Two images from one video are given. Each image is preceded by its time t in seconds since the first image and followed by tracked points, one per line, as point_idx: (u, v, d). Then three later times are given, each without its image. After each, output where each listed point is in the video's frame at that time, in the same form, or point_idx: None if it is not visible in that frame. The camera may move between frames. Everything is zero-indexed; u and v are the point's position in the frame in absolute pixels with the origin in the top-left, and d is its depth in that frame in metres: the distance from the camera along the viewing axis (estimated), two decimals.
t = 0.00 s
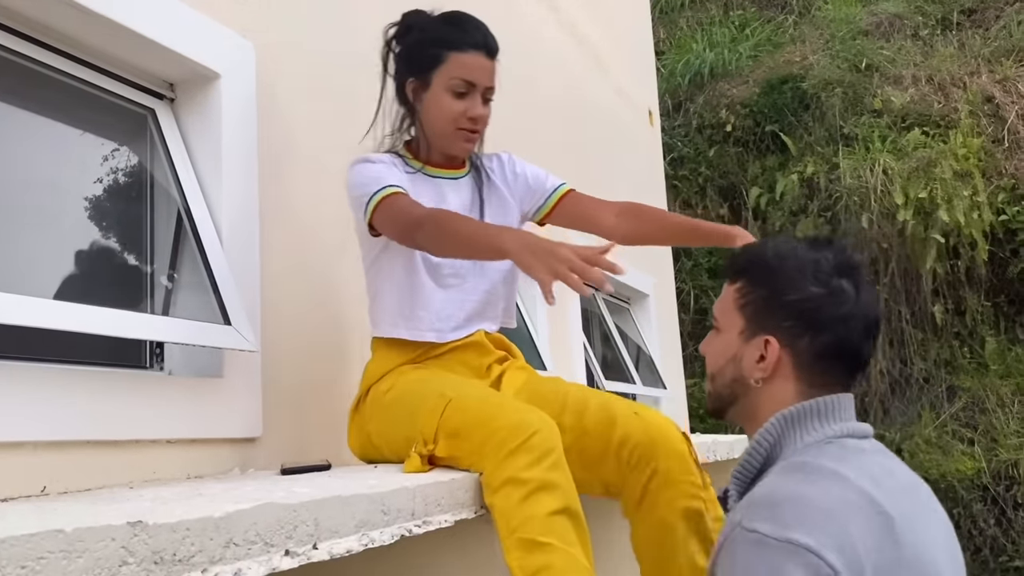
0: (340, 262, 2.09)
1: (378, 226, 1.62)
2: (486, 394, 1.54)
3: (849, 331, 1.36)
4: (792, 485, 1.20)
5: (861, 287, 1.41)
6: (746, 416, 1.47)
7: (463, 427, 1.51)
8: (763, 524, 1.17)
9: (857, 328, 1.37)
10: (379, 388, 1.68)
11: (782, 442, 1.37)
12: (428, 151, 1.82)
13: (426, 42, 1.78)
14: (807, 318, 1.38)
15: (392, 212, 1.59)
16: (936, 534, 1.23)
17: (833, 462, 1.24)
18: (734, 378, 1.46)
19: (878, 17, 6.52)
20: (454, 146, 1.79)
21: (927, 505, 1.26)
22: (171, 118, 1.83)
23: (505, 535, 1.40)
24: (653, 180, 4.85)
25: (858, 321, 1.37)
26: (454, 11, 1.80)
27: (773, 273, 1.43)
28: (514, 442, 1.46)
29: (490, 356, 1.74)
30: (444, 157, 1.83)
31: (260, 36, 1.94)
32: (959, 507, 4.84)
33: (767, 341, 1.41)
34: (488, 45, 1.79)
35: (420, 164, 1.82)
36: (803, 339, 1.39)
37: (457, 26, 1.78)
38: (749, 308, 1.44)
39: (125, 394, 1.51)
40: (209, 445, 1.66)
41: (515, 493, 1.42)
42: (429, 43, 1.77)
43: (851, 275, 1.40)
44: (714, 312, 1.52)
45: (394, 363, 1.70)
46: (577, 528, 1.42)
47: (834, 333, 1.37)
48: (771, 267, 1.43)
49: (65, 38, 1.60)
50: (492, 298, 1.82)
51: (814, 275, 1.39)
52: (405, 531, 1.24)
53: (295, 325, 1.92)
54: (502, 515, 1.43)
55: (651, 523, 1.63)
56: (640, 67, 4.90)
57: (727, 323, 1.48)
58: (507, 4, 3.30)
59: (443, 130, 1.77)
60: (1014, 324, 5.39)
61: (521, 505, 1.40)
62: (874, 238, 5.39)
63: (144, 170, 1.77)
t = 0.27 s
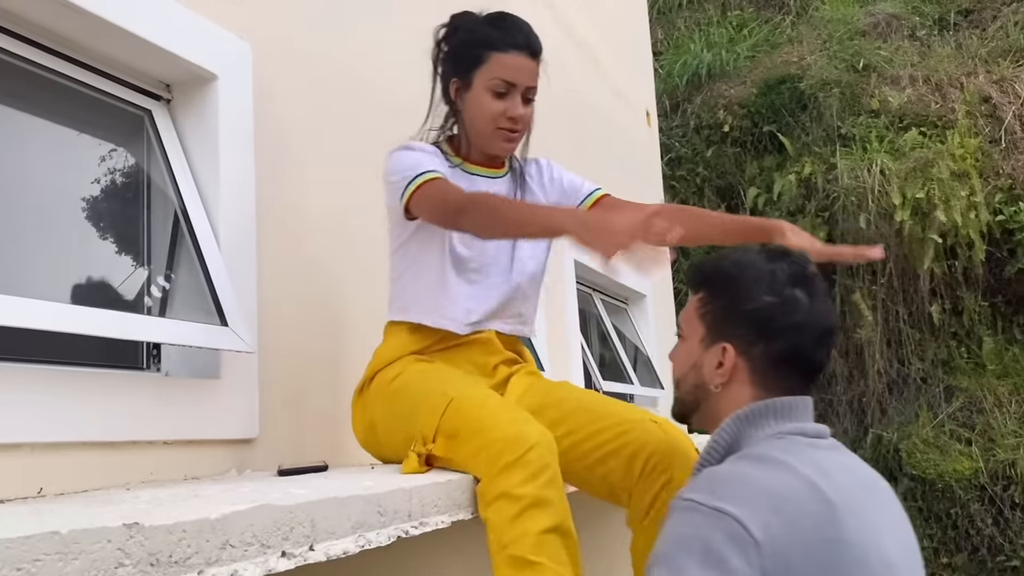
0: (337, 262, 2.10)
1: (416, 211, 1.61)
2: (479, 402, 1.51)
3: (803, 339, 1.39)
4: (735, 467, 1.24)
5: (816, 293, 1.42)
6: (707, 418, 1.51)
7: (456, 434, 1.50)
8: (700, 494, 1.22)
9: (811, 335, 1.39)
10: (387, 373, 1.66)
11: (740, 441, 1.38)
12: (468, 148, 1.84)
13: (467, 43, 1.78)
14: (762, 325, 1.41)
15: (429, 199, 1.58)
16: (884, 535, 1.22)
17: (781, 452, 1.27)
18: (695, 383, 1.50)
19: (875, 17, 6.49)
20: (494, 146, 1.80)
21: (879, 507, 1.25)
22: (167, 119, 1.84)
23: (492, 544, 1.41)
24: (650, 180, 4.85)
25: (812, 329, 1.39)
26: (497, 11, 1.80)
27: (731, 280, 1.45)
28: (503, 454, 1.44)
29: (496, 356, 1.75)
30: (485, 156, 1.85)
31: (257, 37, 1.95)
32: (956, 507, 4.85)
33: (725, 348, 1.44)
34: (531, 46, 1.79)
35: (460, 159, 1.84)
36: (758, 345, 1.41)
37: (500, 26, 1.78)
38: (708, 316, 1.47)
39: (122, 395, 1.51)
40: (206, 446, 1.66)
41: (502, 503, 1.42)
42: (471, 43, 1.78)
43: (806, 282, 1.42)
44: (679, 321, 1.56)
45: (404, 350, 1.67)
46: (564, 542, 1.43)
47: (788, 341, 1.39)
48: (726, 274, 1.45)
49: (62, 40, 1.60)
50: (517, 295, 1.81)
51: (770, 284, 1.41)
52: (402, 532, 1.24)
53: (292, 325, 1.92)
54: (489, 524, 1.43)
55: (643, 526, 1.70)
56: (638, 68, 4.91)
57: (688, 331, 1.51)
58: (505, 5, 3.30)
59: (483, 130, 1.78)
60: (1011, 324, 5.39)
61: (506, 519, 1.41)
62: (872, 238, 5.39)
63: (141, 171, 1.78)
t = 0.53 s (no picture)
0: (334, 260, 2.10)
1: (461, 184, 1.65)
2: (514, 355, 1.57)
3: (733, 332, 1.41)
4: (661, 455, 1.29)
5: (754, 290, 1.44)
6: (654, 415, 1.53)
7: (491, 386, 1.56)
8: (626, 479, 1.27)
9: (742, 329, 1.41)
10: (398, 359, 1.69)
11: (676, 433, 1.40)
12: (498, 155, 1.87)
13: (491, 54, 1.83)
14: (695, 317, 1.43)
15: (475, 164, 1.60)
16: (803, 528, 1.28)
17: (710, 441, 1.31)
18: (638, 382, 1.50)
19: (873, 18, 6.38)
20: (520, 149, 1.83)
21: (803, 502, 1.31)
22: (162, 119, 1.83)
23: (518, 487, 1.45)
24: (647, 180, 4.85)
25: (745, 323, 1.41)
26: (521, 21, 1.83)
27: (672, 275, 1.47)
28: (539, 401, 1.50)
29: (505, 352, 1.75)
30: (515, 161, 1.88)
31: (252, 36, 1.94)
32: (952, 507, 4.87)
33: (662, 342, 1.46)
34: (552, 53, 1.81)
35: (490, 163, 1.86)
36: (690, 338, 1.43)
37: (521, 35, 1.81)
38: (648, 313, 1.49)
39: (117, 395, 1.50)
40: (201, 446, 1.66)
41: (532, 447, 1.47)
42: (493, 53, 1.83)
43: (743, 279, 1.44)
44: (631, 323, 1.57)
45: (416, 337, 1.69)
46: (584, 489, 1.48)
47: (719, 334, 1.41)
48: (669, 273, 1.47)
49: (57, 40, 1.59)
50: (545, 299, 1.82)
51: (707, 278, 1.43)
52: (396, 532, 1.24)
53: (288, 321, 1.92)
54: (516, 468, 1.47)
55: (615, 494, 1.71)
56: (635, 68, 4.90)
57: (633, 330, 1.53)
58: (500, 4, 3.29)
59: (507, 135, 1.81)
60: (1008, 325, 5.35)
61: (533, 461, 1.45)
62: (869, 239, 5.38)
63: (137, 172, 1.78)
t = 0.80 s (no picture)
0: (331, 258, 2.10)
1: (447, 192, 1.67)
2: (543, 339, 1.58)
3: (726, 330, 1.40)
4: (647, 456, 1.29)
5: (746, 290, 1.44)
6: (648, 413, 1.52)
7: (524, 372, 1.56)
8: (615, 484, 1.26)
9: (734, 327, 1.40)
10: (413, 355, 1.68)
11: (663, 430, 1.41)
12: (522, 155, 1.85)
13: (516, 58, 1.87)
14: (688, 315, 1.42)
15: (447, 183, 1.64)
16: (787, 523, 1.30)
17: (695, 441, 1.32)
18: (636, 376, 1.50)
19: (868, 18, 6.40)
20: (542, 150, 1.82)
21: (786, 496, 1.32)
22: (156, 120, 1.83)
23: (549, 473, 1.46)
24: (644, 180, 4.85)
25: (737, 322, 1.40)
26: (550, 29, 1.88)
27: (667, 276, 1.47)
28: (571, 385, 1.51)
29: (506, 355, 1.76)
30: (536, 164, 1.86)
31: (247, 37, 1.94)
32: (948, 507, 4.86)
33: (656, 339, 1.45)
34: (579, 58, 1.85)
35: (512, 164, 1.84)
36: (683, 335, 1.42)
37: (550, 39, 1.85)
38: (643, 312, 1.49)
39: (111, 396, 1.50)
40: (196, 448, 1.66)
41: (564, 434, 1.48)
42: (522, 56, 1.86)
43: (736, 281, 1.44)
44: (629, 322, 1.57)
45: (429, 331, 1.69)
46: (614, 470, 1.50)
47: (711, 332, 1.41)
48: (664, 274, 1.47)
49: (52, 41, 1.59)
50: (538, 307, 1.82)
51: (702, 278, 1.43)
52: (390, 533, 1.24)
53: (283, 317, 1.92)
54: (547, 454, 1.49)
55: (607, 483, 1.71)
56: (631, 68, 4.90)
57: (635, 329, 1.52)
58: (496, 5, 3.29)
59: (529, 134, 1.81)
60: (1003, 325, 5.40)
61: (563, 447, 1.47)
62: (864, 239, 5.39)
63: (132, 173, 1.78)
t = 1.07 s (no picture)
0: (326, 263, 2.10)
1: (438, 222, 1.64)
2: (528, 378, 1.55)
3: (730, 338, 1.40)
4: (659, 455, 1.30)
5: (755, 300, 1.43)
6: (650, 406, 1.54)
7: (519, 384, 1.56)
8: (633, 482, 1.26)
9: (738, 337, 1.40)
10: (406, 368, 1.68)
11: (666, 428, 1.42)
12: (523, 154, 1.83)
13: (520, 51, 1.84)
14: (696, 319, 1.41)
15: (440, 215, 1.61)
16: (785, 514, 1.34)
17: (700, 440, 1.33)
18: (640, 370, 1.51)
19: (865, 18, 6.40)
20: (537, 147, 1.78)
21: (780, 488, 1.36)
22: (151, 121, 1.83)
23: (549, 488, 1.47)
24: (641, 181, 4.85)
25: (742, 331, 1.40)
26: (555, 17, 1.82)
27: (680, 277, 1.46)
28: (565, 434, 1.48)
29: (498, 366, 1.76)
30: (537, 162, 1.83)
31: (242, 38, 1.94)
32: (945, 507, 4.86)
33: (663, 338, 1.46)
34: (579, 47, 1.77)
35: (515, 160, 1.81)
36: (687, 338, 1.42)
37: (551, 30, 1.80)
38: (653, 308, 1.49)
39: (105, 397, 1.50)
40: (190, 449, 1.66)
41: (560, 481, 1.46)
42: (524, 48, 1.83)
43: (747, 290, 1.43)
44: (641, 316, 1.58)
45: (422, 344, 1.69)
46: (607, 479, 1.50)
47: (716, 340, 1.40)
48: (675, 273, 1.47)
49: (46, 42, 1.59)
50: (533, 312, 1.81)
51: (714, 284, 1.42)
52: (383, 535, 1.24)
53: (278, 322, 1.92)
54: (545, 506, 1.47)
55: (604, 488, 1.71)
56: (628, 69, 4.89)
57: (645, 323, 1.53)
58: (492, 4, 3.29)
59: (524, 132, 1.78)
60: (999, 324, 5.41)
61: (562, 498, 1.45)
62: (861, 240, 5.39)
63: (127, 174, 1.77)
